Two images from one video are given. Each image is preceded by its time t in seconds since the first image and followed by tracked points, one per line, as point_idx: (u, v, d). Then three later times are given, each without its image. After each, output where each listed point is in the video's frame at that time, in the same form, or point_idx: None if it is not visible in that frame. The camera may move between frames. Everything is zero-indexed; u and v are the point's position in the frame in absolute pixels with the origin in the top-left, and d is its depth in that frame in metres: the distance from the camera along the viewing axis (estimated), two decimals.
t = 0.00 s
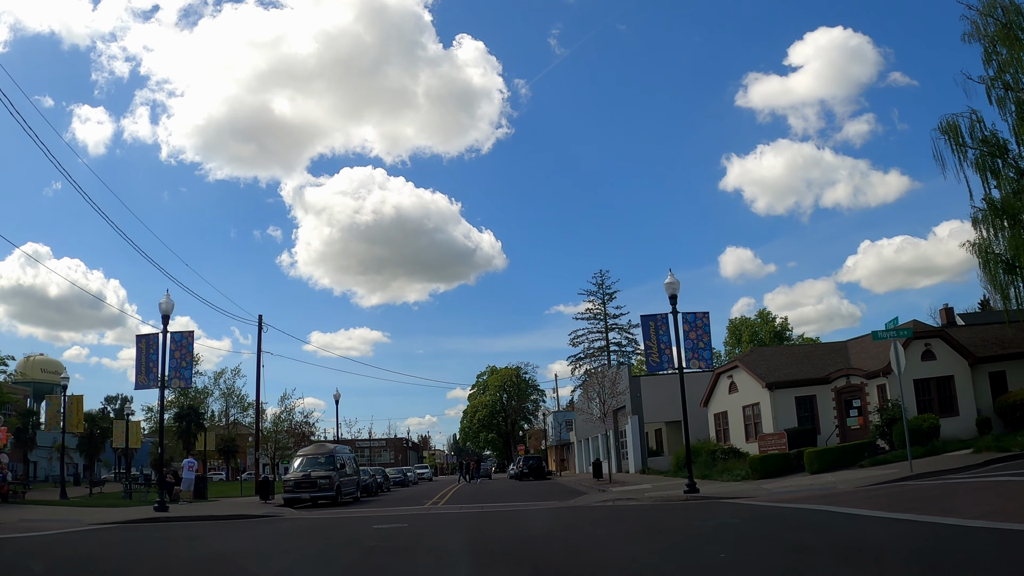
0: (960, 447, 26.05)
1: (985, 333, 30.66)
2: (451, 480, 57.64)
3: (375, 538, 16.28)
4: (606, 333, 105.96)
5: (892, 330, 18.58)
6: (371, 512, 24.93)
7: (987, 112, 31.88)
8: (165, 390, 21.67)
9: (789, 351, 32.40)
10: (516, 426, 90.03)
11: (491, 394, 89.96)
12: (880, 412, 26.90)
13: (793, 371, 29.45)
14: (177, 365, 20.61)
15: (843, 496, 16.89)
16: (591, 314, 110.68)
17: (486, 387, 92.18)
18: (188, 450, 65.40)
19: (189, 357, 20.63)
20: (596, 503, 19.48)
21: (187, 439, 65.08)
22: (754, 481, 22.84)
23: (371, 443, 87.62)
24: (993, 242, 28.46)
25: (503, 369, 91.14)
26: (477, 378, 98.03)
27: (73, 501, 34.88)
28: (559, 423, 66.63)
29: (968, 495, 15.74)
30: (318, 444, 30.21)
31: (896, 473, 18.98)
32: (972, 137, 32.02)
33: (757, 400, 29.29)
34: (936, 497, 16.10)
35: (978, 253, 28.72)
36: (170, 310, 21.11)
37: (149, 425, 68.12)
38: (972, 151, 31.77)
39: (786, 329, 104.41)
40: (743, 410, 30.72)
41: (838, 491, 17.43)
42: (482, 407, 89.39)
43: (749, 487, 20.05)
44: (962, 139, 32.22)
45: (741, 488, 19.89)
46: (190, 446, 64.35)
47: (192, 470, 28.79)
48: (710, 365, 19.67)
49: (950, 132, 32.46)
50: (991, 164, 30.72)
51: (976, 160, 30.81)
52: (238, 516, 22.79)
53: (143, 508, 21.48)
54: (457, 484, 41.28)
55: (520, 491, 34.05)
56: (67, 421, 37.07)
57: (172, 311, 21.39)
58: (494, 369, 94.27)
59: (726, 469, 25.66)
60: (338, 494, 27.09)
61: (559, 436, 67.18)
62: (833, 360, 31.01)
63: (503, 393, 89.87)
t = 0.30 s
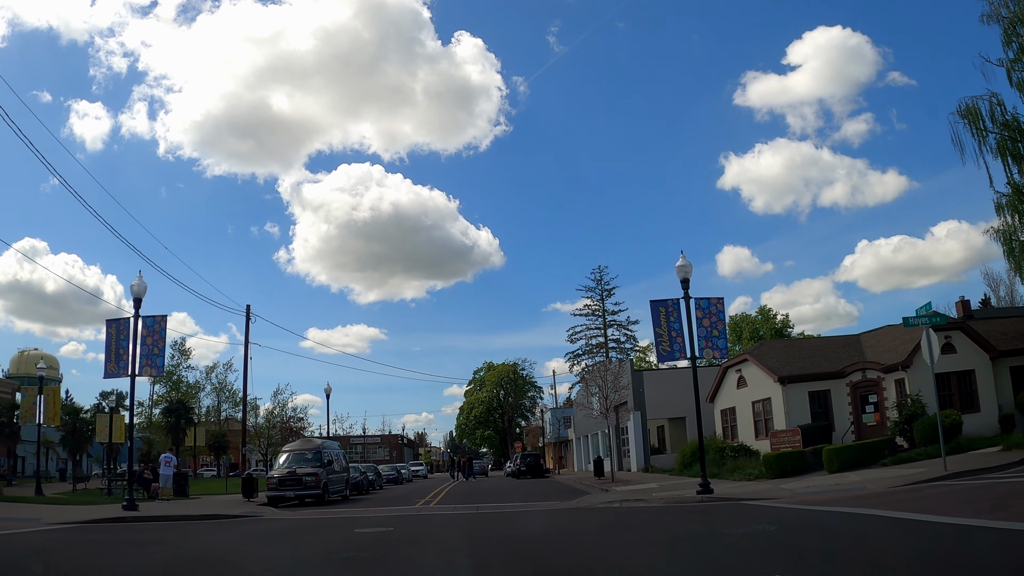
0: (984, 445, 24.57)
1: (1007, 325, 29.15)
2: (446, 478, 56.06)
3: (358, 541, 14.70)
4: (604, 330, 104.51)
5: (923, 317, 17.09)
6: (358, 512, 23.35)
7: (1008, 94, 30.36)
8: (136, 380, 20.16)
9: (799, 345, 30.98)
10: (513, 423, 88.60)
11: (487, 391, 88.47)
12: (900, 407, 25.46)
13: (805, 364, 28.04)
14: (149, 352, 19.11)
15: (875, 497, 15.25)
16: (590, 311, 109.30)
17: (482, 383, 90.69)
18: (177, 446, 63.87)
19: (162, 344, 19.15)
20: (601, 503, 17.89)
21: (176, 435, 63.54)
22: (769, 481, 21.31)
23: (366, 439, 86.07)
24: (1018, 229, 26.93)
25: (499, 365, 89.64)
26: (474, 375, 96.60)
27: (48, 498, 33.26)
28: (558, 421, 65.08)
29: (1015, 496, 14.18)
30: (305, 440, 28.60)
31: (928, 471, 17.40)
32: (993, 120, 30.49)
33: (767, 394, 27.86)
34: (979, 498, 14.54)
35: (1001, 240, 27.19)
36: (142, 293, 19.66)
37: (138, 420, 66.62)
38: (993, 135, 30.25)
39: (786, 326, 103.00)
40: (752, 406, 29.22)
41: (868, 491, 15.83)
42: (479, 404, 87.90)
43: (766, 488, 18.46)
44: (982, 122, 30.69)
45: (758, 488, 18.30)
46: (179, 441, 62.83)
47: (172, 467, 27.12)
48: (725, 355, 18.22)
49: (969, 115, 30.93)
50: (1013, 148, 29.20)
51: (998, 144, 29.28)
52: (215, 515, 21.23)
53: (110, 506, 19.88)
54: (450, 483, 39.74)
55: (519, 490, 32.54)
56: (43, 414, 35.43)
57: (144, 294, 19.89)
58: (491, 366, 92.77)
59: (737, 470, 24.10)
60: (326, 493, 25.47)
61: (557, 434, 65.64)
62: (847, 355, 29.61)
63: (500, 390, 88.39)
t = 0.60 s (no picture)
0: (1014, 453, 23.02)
1: None
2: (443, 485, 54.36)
3: (338, 556, 13.09)
4: (605, 336, 102.95)
5: (962, 311, 15.73)
6: (345, 521, 21.69)
7: None
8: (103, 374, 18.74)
9: (812, 347, 29.48)
10: (511, 430, 86.93)
11: (485, 397, 86.90)
12: (923, 413, 23.94)
13: (821, 367, 26.62)
14: (117, 347, 17.74)
15: (917, 510, 13.62)
16: (591, 318, 107.88)
17: (480, 389, 89.09)
18: (166, 450, 62.33)
19: (131, 337, 17.78)
20: (609, 515, 16.26)
21: (166, 438, 61.97)
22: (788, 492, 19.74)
23: (362, 445, 84.36)
24: None
25: (498, 371, 88.04)
26: (472, 381, 95.02)
27: (23, 503, 31.63)
28: (557, 428, 63.48)
29: None
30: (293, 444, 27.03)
31: (968, 481, 15.78)
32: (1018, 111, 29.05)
33: (781, 399, 26.37)
34: None
35: None
36: (110, 282, 18.29)
37: (128, 424, 65.18)
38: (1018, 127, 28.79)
39: (790, 334, 101.39)
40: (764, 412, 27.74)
41: (907, 503, 14.20)
42: (477, 410, 86.31)
43: (790, 499, 16.82)
44: (1006, 113, 29.25)
45: (781, 500, 16.66)
46: (168, 445, 61.31)
47: (150, 472, 25.51)
48: (745, 353, 16.76)
49: (992, 106, 29.49)
50: None
51: None
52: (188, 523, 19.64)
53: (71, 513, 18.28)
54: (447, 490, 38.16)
55: (518, 499, 30.92)
56: (19, 414, 33.77)
57: (113, 283, 18.56)
58: (489, 371, 91.24)
59: (752, 481, 22.59)
60: (311, 501, 23.81)
61: (556, 441, 63.98)
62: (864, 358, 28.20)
63: (499, 396, 86.80)
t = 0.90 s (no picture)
0: None
1: None
2: (440, 489, 52.69)
3: (315, 569, 11.57)
4: (604, 338, 101.40)
5: (1012, 296, 14.29)
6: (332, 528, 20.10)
7: None
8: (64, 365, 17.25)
9: (827, 344, 28.02)
10: (510, 433, 85.29)
11: (483, 400, 85.36)
12: (949, 413, 22.45)
13: (838, 365, 25.21)
14: (79, 337, 16.30)
15: (970, 518, 12.07)
16: (590, 320, 106.34)
17: (478, 392, 87.49)
18: (156, 452, 60.80)
19: (94, 326, 16.34)
20: (620, 524, 14.71)
21: (155, 440, 60.44)
22: (811, 497, 18.24)
23: (358, 448, 82.73)
24: None
25: (496, 373, 86.47)
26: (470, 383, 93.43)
27: None
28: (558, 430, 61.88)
29: None
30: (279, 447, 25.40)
31: (1018, 486, 14.22)
32: None
33: (798, 399, 24.88)
34: None
35: None
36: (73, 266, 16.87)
37: (118, 425, 63.76)
38: None
39: (793, 335, 99.87)
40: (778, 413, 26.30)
41: (956, 510, 12.65)
42: (475, 413, 84.76)
43: (819, 506, 15.28)
44: None
45: (810, 507, 15.11)
46: (158, 447, 59.83)
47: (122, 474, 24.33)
48: (769, 346, 15.31)
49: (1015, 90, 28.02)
50: None
51: None
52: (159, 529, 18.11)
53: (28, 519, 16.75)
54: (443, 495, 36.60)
55: (518, 504, 29.39)
56: None
57: (77, 268, 17.13)
58: (487, 374, 89.64)
59: (769, 486, 21.13)
60: (296, 506, 22.17)
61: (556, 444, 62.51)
62: (883, 357, 26.80)
63: (497, 399, 85.26)
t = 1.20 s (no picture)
0: None
1: None
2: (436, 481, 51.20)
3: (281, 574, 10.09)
4: (604, 330, 99.96)
5: None
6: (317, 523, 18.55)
7: None
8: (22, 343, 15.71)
9: (845, 332, 26.54)
10: (507, 425, 83.91)
11: (481, 391, 83.94)
12: (978, 405, 20.88)
13: (858, 353, 23.74)
14: (36, 312, 14.76)
15: None
16: (590, 312, 104.88)
17: (475, 383, 86.04)
18: (145, 442, 59.47)
19: (52, 299, 14.79)
20: (634, 523, 13.13)
21: (144, 429, 59.20)
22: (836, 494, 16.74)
23: (353, 440, 81.24)
24: None
25: (494, 364, 85.01)
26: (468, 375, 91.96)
27: None
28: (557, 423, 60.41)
29: None
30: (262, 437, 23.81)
31: None
32: None
33: (817, 388, 23.50)
34: None
35: None
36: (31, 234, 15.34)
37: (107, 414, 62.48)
38: None
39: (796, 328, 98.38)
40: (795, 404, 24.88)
41: (1019, 510, 11.11)
42: (472, 404, 83.33)
43: (855, 505, 13.75)
44: None
45: (846, 506, 13.56)
46: (147, 436, 58.47)
47: (92, 463, 23.09)
48: (797, 326, 13.86)
49: None
50: None
51: None
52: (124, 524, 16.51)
53: None
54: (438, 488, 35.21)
55: (517, 498, 27.86)
56: None
57: (35, 236, 15.61)
58: (486, 365, 88.22)
59: (788, 483, 19.66)
60: (279, 500, 20.53)
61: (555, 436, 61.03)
62: (905, 345, 25.28)
63: (495, 391, 83.87)
